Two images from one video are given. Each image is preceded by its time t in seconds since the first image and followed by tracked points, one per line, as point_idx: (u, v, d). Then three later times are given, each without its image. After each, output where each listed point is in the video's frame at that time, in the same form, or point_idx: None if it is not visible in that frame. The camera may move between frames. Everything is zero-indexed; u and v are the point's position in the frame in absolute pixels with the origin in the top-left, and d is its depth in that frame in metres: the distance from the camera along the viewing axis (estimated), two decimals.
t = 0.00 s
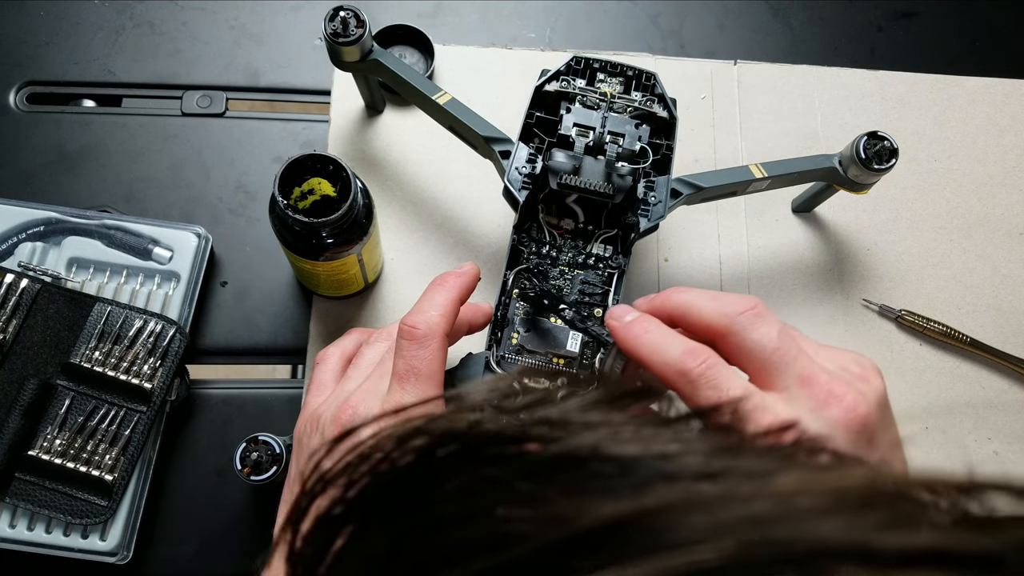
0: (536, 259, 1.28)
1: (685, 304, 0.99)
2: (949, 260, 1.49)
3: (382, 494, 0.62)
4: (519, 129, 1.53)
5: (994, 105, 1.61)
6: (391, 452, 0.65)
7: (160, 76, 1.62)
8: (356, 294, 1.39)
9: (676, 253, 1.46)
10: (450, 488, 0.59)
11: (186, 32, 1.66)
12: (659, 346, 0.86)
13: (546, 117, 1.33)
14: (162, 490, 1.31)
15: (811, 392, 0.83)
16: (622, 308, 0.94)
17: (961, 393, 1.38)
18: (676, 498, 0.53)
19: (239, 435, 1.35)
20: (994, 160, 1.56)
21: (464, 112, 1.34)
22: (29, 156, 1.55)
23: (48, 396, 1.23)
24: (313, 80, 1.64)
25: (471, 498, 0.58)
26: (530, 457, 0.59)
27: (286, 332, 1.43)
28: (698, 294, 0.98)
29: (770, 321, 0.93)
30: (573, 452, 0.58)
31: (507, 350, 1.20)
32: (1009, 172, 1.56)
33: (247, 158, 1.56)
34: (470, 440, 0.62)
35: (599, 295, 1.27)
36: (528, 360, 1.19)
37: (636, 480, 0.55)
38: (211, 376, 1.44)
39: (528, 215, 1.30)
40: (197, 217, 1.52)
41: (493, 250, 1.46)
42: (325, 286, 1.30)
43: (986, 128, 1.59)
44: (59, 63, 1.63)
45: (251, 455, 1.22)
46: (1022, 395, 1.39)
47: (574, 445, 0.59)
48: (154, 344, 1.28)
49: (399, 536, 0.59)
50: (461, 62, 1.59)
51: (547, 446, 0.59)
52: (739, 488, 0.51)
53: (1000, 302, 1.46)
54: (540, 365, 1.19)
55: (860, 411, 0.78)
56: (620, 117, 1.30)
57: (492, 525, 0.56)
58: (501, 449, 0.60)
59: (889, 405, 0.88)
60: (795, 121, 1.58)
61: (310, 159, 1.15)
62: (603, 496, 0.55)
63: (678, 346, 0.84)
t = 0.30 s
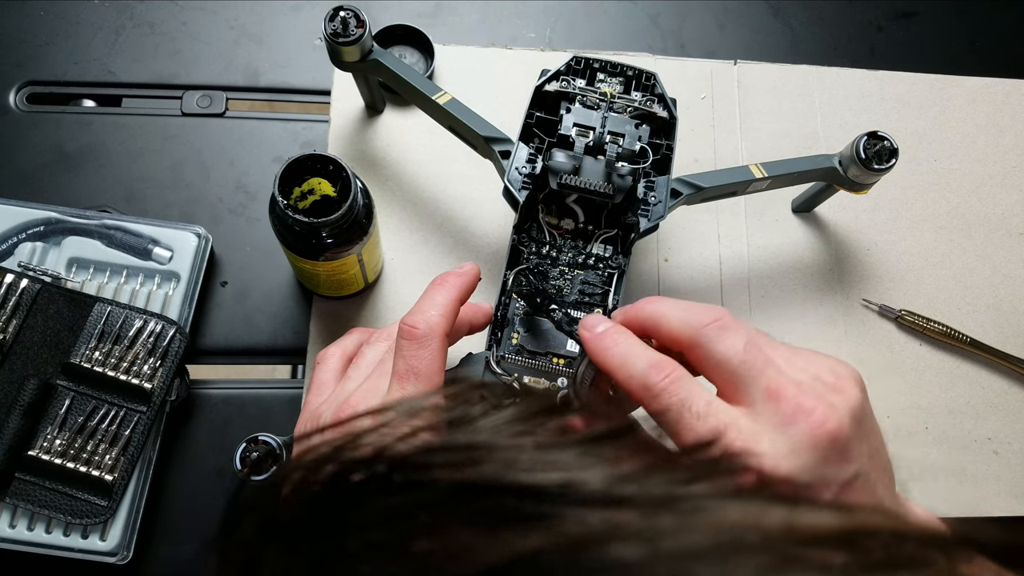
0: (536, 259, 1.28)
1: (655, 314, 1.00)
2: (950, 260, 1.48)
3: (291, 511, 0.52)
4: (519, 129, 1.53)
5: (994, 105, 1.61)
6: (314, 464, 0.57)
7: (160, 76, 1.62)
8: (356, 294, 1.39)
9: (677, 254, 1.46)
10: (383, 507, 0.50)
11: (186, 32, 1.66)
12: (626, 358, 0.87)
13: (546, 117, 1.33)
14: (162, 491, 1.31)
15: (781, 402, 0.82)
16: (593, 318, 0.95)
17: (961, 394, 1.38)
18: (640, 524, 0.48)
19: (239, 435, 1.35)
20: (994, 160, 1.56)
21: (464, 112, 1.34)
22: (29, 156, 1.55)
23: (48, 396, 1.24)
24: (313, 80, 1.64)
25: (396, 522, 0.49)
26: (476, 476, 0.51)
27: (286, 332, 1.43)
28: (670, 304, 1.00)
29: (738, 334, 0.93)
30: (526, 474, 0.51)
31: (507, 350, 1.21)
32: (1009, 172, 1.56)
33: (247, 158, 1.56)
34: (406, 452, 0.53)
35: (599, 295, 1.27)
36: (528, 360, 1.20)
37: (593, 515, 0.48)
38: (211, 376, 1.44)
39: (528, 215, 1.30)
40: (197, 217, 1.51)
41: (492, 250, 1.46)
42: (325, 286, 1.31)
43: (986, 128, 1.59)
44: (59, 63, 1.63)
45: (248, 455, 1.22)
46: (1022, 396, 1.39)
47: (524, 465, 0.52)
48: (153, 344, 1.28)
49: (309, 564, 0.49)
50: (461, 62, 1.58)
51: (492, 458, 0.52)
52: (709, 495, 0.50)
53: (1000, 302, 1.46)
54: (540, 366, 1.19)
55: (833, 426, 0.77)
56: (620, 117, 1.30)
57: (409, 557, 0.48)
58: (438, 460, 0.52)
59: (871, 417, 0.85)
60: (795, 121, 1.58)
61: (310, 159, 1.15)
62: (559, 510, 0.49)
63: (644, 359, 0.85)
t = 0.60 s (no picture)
0: (536, 259, 1.28)
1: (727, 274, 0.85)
2: (950, 260, 1.48)
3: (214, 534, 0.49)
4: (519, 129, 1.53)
5: (994, 105, 1.61)
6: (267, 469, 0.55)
7: (160, 76, 1.62)
8: (355, 294, 1.39)
9: (677, 254, 1.46)
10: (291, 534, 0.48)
11: (186, 32, 1.66)
12: (712, 318, 0.75)
13: (546, 117, 1.33)
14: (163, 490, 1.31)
15: (863, 379, 0.75)
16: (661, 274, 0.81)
17: (962, 394, 1.38)
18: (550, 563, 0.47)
19: (239, 435, 1.35)
20: (994, 160, 1.56)
21: (464, 112, 1.34)
22: (29, 155, 1.55)
23: (48, 395, 1.23)
24: (313, 80, 1.64)
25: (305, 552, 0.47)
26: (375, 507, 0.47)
27: (286, 332, 1.43)
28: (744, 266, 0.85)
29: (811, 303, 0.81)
30: (425, 508, 0.47)
31: (508, 350, 1.22)
32: (1009, 172, 1.56)
33: (247, 158, 1.56)
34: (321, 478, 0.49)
35: (599, 295, 1.27)
36: (529, 360, 1.22)
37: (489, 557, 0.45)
38: (211, 376, 1.44)
39: (528, 215, 1.30)
40: (197, 217, 1.51)
41: (492, 250, 1.46)
42: (324, 287, 1.31)
43: (986, 128, 1.59)
44: (60, 63, 1.63)
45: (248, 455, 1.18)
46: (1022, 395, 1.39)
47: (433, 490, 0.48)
48: (154, 344, 1.28)
49: None
50: (461, 62, 1.58)
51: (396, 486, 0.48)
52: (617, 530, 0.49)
53: (1000, 302, 1.46)
54: (540, 366, 1.22)
55: (907, 421, 0.73)
56: (620, 117, 1.30)
57: None
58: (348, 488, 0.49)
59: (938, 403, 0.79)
60: (795, 121, 1.58)
61: (310, 159, 1.15)
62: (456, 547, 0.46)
63: (736, 320, 0.74)
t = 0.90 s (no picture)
0: (536, 259, 1.28)
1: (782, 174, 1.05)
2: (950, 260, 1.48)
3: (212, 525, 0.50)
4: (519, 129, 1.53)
5: (994, 105, 1.61)
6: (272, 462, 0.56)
7: (160, 77, 1.62)
8: (355, 294, 1.39)
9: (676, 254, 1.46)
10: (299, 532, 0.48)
11: (186, 32, 1.66)
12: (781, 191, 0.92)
13: (546, 117, 1.33)
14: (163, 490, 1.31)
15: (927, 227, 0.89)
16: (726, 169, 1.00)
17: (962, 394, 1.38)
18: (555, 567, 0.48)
19: (239, 435, 1.35)
20: (994, 161, 1.56)
21: (464, 112, 1.34)
22: (29, 156, 1.55)
23: (48, 395, 1.23)
24: (313, 81, 1.64)
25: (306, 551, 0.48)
26: (377, 506, 0.48)
27: (286, 332, 1.43)
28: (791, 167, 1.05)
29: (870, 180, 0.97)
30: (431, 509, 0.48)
31: (507, 350, 1.23)
32: (1009, 172, 1.56)
33: (247, 158, 1.56)
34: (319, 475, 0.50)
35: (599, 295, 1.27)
36: (529, 360, 1.22)
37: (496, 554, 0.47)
38: (211, 376, 1.44)
39: (528, 215, 1.30)
40: (196, 217, 1.51)
41: (493, 250, 1.46)
42: (324, 287, 1.31)
43: (986, 128, 1.59)
44: (60, 63, 1.63)
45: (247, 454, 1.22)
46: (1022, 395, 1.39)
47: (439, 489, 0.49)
48: (153, 344, 1.28)
49: None
50: (461, 62, 1.59)
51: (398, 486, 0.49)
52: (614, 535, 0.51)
53: (1000, 302, 1.46)
54: (541, 366, 1.22)
55: (979, 262, 0.88)
56: (619, 117, 1.30)
57: None
58: (353, 485, 0.49)
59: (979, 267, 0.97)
60: (795, 121, 1.58)
61: (310, 159, 1.15)
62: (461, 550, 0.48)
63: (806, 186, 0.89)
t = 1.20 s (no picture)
0: (536, 259, 1.28)
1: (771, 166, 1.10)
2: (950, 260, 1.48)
3: (197, 527, 0.51)
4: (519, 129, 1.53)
5: (994, 105, 1.61)
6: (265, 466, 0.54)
7: (160, 77, 1.62)
8: (355, 294, 1.39)
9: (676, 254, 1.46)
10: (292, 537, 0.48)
11: (186, 32, 1.66)
12: (768, 184, 0.94)
13: (546, 117, 1.33)
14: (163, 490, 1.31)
15: (921, 214, 0.97)
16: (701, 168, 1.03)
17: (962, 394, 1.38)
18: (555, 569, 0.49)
19: (239, 435, 1.35)
20: (994, 161, 1.56)
21: (464, 112, 1.34)
22: (29, 155, 1.55)
23: (48, 395, 1.23)
24: (313, 80, 1.64)
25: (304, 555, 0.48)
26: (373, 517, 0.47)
27: (286, 332, 1.43)
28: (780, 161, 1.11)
29: (864, 172, 1.04)
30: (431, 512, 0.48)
31: (507, 350, 1.23)
32: (1010, 172, 1.56)
33: (247, 158, 1.56)
34: (314, 478, 0.49)
35: (599, 295, 1.27)
36: (529, 360, 1.22)
37: None
38: (211, 376, 1.44)
39: (528, 215, 1.30)
40: (196, 217, 1.51)
41: (493, 250, 1.46)
42: (325, 288, 1.31)
43: (986, 128, 1.59)
44: (60, 63, 1.63)
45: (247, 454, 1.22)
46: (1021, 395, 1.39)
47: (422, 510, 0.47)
48: (153, 344, 1.28)
49: None
50: (461, 62, 1.58)
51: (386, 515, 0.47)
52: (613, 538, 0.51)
53: (1000, 302, 1.46)
54: (541, 365, 1.22)
55: (966, 246, 0.95)
56: (620, 117, 1.30)
57: None
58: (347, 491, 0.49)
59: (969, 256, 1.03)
60: (795, 121, 1.58)
61: (309, 158, 1.15)
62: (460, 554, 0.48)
63: (790, 182, 0.93)
